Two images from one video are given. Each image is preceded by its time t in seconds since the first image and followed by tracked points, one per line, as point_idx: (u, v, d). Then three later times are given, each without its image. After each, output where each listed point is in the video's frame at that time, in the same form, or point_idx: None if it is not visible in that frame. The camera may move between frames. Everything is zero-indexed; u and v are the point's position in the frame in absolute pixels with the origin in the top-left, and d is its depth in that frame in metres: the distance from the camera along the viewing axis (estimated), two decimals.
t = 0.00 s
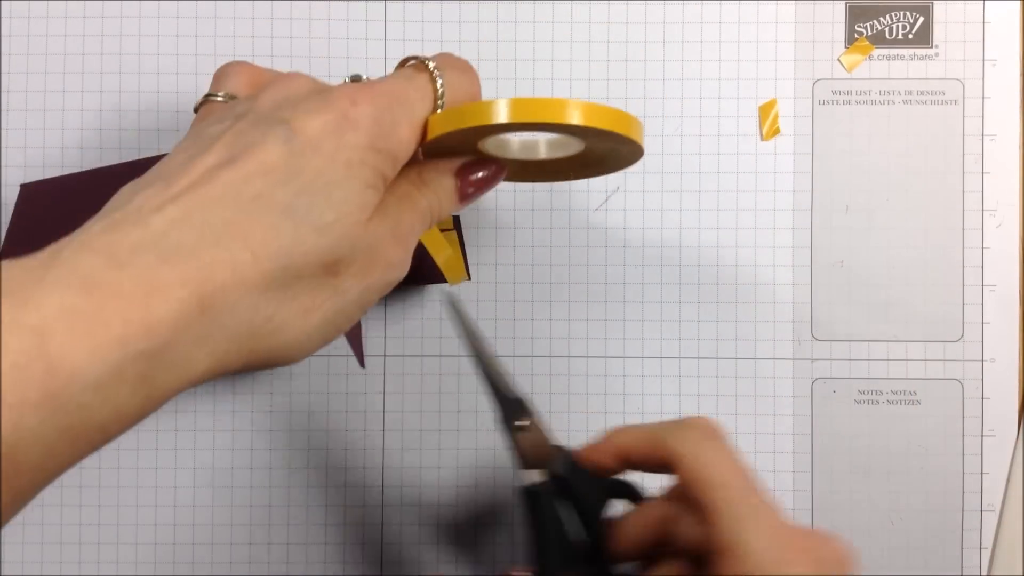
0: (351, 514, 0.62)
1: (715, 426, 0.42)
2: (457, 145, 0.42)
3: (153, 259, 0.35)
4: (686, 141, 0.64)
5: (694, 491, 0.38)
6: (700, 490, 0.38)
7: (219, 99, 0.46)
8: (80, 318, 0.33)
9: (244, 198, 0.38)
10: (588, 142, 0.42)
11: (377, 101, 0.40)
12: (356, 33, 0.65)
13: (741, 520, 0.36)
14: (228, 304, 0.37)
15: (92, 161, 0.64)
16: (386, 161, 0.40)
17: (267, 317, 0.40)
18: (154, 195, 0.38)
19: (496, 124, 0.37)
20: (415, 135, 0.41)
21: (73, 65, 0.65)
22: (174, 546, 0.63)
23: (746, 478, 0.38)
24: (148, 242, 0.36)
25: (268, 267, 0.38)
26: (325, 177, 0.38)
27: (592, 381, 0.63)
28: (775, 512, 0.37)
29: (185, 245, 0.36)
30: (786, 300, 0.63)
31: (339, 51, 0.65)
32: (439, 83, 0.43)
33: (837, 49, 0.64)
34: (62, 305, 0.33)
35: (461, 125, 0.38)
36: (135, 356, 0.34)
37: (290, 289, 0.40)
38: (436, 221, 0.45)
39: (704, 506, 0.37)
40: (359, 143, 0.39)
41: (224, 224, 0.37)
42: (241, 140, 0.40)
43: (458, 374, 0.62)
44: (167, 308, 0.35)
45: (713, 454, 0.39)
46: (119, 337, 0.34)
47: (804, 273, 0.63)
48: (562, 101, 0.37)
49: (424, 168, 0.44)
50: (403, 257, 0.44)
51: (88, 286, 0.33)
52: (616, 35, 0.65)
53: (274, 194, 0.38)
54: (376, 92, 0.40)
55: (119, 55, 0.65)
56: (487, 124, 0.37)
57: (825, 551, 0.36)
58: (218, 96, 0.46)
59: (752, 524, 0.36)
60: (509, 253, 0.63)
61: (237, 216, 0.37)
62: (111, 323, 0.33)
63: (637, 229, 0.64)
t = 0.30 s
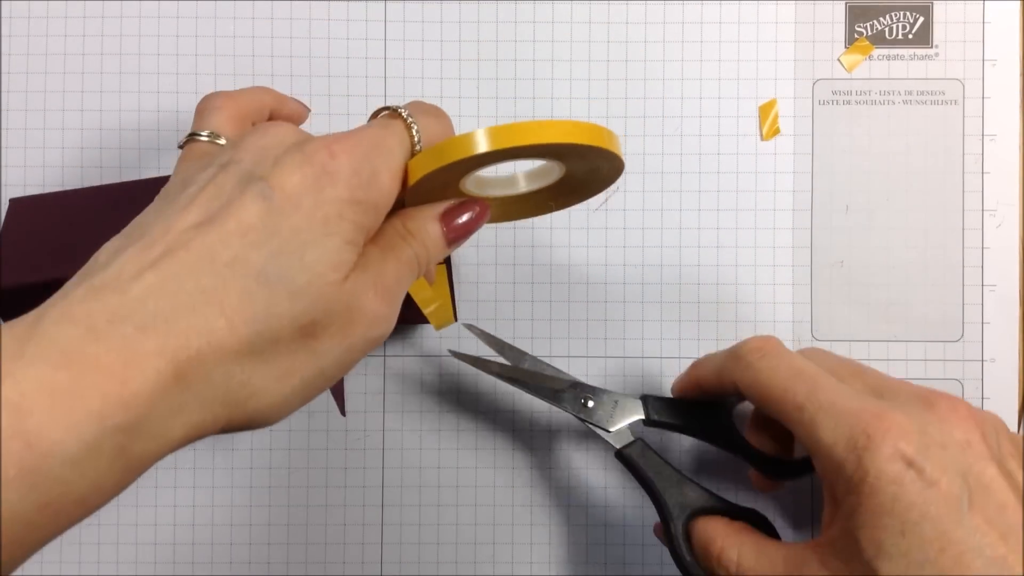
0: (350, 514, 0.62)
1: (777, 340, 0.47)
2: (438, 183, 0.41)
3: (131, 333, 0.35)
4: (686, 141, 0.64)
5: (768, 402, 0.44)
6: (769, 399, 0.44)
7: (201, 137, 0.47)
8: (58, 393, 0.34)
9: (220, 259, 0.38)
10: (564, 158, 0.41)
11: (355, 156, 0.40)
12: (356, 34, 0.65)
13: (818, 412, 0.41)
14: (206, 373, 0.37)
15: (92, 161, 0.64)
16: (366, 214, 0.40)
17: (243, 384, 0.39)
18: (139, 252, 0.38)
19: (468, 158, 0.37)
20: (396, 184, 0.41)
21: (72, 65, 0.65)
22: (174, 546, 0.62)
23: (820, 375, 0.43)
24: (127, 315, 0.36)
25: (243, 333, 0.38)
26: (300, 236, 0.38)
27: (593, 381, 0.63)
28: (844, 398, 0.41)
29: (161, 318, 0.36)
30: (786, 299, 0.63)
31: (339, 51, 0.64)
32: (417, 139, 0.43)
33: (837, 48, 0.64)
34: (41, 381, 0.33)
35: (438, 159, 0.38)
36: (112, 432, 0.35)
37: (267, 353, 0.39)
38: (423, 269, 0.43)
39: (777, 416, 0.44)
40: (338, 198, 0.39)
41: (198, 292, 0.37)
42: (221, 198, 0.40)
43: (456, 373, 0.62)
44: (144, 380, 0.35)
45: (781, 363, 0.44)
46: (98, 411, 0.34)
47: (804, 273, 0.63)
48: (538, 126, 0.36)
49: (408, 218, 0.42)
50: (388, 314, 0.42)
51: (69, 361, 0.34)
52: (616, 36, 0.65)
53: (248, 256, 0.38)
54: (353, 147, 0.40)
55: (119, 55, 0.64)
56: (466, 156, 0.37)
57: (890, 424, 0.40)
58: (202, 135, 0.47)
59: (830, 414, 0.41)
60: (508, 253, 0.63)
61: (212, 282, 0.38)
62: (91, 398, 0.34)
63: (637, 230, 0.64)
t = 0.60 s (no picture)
0: (350, 514, 0.62)
1: (733, 322, 0.50)
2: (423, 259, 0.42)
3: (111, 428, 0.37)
4: (686, 141, 0.64)
5: (730, 380, 0.47)
6: (731, 378, 0.47)
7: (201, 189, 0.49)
8: (40, 480, 0.36)
9: (198, 345, 0.38)
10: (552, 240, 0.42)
11: (340, 234, 0.39)
12: (356, 34, 0.65)
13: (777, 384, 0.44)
14: (179, 459, 0.39)
15: (92, 161, 0.64)
16: (345, 293, 0.39)
17: (218, 467, 0.41)
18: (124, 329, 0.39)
19: (458, 241, 0.37)
20: (379, 259, 0.40)
21: (73, 65, 0.65)
22: (173, 547, 0.62)
23: (778, 351, 0.46)
24: (109, 404, 0.37)
25: (217, 421, 0.39)
26: (276, 322, 0.38)
27: (593, 379, 0.63)
28: (799, 369, 0.44)
29: (136, 410, 0.38)
30: (786, 300, 0.63)
31: (339, 51, 0.64)
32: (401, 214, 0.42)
33: (838, 48, 0.64)
34: (26, 468, 0.36)
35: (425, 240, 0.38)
36: (92, 513, 0.37)
37: (240, 438, 0.40)
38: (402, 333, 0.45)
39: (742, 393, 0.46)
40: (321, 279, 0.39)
41: (174, 385, 0.38)
42: (206, 276, 0.40)
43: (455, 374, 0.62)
44: (122, 468, 0.37)
45: (740, 344, 0.47)
46: (75, 501, 0.37)
47: (804, 273, 0.63)
48: (529, 213, 0.36)
49: (389, 281, 0.44)
50: (363, 391, 0.43)
51: (53, 448, 0.36)
52: (616, 36, 0.65)
53: (223, 343, 0.38)
54: (338, 224, 0.39)
55: (119, 55, 0.64)
56: (456, 238, 0.36)
57: (847, 387, 0.42)
58: (202, 186, 0.49)
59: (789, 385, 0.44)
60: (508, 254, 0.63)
61: (188, 369, 0.38)
62: (72, 487, 0.36)
63: (637, 230, 0.64)
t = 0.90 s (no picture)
0: (350, 514, 0.62)
1: (698, 308, 0.51)
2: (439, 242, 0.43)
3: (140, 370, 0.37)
4: (686, 141, 0.64)
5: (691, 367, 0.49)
6: (695, 368, 0.48)
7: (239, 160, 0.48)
8: (63, 418, 0.35)
9: (231, 295, 0.39)
10: (568, 245, 0.43)
11: (373, 203, 0.40)
12: (356, 34, 0.65)
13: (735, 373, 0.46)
14: (203, 404, 0.39)
15: (92, 161, 0.64)
16: (377, 259, 0.40)
17: (237, 420, 0.41)
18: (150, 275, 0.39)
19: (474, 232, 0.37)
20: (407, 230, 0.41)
21: (72, 65, 0.65)
22: (173, 546, 0.62)
23: (737, 341, 0.48)
24: (138, 346, 0.37)
25: (243, 371, 0.39)
26: (312, 278, 0.39)
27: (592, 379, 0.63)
28: (754, 359, 0.46)
29: (165, 354, 0.37)
30: (786, 299, 0.63)
31: (339, 51, 0.64)
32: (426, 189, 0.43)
33: (837, 48, 0.64)
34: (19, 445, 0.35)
35: (443, 225, 0.39)
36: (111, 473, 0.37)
37: (262, 391, 0.41)
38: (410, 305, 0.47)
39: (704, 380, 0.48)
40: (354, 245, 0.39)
41: (206, 327, 0.38)
42: (239, 227, 0.41)
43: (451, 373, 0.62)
44: (146, 409, 0.37)
45: (703, 331, 0.49)
46: (98, 442, 0.35)
47: (804, 273, 0.63)
48: (549, 214, 0.37)
49: (404, 256, 0.46)
50: (375, 355, 0.45)
51: (76, 386, 0.35)
52: (616, 35, 0.65)
53: (257, 293, 0.39)
54: (368, 194, 0.40)
55: (119, 55, 0.64)
56: (473, 228, 0.37)
57: (799, 377, 0.44)
58: (237, 155, 0.48)
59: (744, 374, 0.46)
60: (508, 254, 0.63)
61: (220, 315, 0.38)
62: (95, 425, 0.35)
63: (637, 230, 0.64)
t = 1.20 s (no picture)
0: (350, 514, 0.62)
1: (673, 305, 0.52)
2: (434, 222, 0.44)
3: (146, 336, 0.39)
4: (686, 141, 0.64)
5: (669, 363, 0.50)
6: (675, 361, 0.49)
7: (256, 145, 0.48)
8: (70, 382, 0.37)
9: (231, 269, 0.40)
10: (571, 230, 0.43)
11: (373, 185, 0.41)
12: (356, 34, 0.65)
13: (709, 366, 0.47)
14: (203, 374, 0.41)
15: (92, 161, 0.64)
16: (376, 240, 0.41)
17: (237, 392, 0.43)
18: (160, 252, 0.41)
19: (476, 212, 0.37)
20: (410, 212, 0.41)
21: (73, 65, 0.65)
22: (173, 546, 0.62)
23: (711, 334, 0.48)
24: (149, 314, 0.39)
25: (242, 343, 0.41)
26: (310, 254, 0.40)
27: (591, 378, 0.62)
28: (728, 352, 0.47)
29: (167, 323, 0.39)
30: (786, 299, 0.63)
31: (339, 51, 0.64)
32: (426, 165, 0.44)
33: (837, 48, 0.64)
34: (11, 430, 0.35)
35: (447, 205, 0.39)
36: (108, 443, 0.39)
37: (261, 364, 0.42)
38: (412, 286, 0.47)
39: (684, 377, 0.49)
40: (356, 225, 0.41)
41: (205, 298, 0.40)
42: (241, 206, 0.42)
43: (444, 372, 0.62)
44: (149, 376, 0.39)
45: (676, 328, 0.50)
46: (100, 409, 0.37)
47: (804, 273, 0.63)
48: (553, 196, 0.37)
49: (408, 238, 0.46)
50: (376, 335, 0.46)
51: (82, 353, 0.37)
52: (617, 35, 0.65)
53: (257, 269, 0.40)
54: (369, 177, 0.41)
55: (119, 55, 0.65)
56: (475, 208, 0.37)
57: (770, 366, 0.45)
58: (249, 140, 0.49)
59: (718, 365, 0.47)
60: (507, 253, 0.63)
61: (221, 289, 0.40)
62: (101, 390, 0.37)
63: (637, 230, 0.64)
